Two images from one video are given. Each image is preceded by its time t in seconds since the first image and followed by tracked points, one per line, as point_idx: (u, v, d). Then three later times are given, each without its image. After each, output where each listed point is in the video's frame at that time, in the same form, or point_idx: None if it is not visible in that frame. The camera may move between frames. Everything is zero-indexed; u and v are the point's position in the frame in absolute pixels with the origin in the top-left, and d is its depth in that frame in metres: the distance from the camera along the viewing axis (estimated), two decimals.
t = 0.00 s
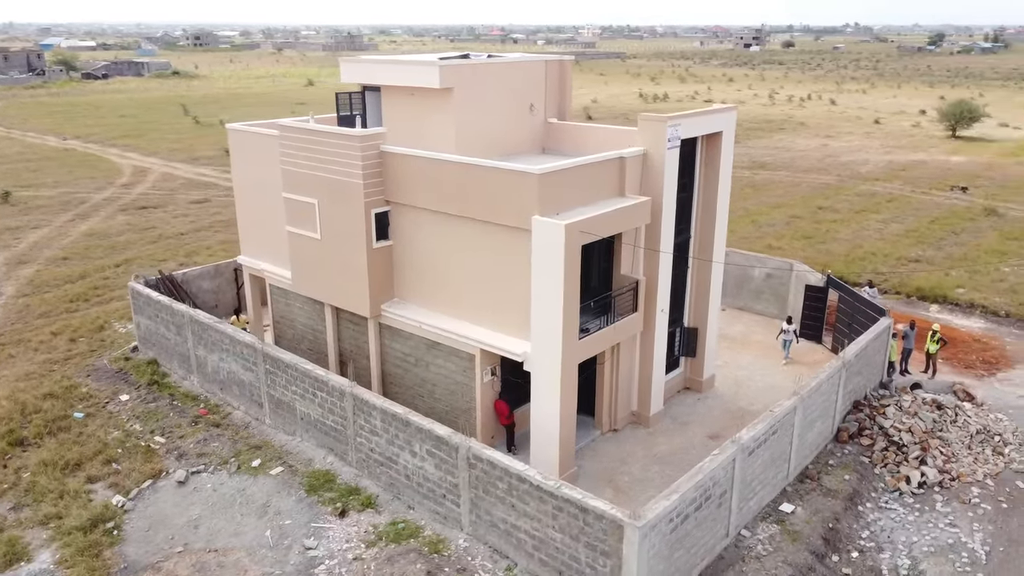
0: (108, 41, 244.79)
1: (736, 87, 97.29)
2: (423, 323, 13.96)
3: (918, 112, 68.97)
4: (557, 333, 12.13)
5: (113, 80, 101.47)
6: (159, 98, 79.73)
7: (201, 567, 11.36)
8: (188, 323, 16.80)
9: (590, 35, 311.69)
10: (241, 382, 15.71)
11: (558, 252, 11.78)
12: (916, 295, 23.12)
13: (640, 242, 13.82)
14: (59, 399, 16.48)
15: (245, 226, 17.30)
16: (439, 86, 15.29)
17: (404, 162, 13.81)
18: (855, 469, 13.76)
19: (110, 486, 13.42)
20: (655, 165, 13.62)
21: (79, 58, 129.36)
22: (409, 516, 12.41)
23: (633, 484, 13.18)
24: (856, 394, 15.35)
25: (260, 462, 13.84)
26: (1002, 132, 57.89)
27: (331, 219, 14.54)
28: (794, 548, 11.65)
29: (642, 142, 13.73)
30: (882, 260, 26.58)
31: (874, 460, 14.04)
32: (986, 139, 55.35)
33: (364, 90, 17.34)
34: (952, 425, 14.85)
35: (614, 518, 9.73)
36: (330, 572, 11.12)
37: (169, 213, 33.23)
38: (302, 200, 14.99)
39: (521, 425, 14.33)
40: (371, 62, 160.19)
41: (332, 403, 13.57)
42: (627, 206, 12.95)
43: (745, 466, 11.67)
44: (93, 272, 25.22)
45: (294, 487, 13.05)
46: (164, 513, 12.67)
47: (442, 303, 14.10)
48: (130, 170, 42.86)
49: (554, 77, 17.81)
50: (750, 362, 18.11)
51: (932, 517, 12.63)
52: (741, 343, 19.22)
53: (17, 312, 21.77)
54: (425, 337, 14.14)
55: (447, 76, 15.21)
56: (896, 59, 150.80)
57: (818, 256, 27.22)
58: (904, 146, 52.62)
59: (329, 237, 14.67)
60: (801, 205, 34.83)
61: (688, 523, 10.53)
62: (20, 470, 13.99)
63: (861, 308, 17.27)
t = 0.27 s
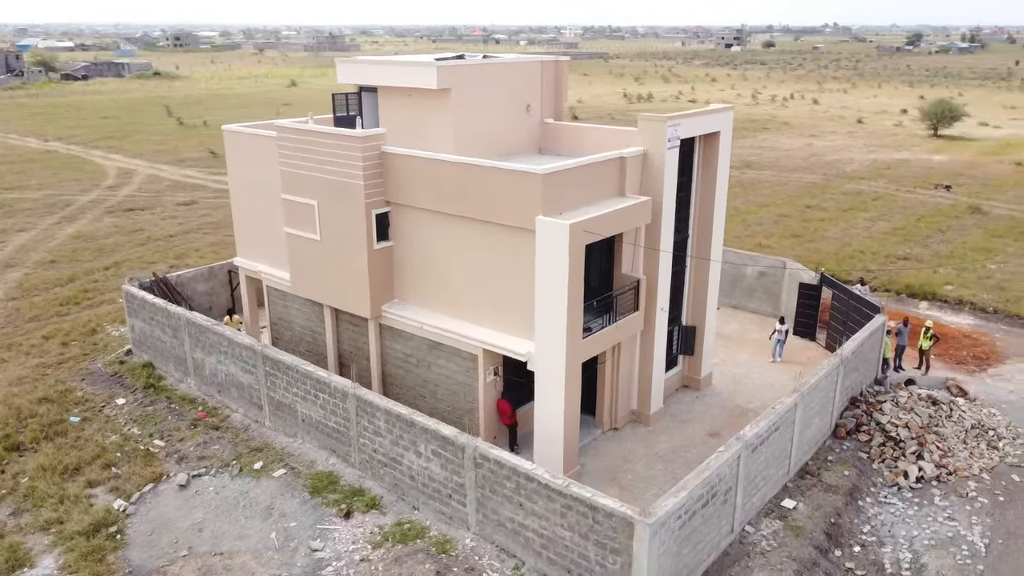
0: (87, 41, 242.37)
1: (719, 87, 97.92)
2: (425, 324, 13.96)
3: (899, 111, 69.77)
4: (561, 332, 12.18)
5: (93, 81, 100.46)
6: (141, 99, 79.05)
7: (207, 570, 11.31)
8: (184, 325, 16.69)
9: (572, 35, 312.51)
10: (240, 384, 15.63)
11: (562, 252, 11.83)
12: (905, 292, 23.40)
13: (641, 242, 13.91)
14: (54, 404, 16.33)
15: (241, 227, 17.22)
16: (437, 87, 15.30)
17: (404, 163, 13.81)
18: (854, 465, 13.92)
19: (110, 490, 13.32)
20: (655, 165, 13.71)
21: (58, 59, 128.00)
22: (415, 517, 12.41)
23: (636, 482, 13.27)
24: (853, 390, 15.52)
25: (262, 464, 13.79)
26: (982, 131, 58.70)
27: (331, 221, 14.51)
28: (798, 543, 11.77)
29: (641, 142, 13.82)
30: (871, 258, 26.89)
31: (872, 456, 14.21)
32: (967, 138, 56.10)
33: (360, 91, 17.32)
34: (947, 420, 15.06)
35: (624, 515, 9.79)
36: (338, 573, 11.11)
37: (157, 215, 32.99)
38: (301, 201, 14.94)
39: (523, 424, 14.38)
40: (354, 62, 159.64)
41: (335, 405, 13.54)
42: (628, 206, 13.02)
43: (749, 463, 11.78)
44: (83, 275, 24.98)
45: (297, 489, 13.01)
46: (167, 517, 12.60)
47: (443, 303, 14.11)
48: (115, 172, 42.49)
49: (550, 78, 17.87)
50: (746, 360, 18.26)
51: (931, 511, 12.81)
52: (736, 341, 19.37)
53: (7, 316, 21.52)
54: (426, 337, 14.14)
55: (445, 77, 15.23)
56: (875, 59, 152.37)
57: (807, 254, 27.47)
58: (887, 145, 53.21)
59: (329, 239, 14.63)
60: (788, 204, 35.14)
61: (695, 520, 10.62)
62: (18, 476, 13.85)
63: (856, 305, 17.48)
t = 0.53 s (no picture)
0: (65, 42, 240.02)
1: (702, 87, 98.46)
2: (426, 324, 13.96)
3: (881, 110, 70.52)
4: (565, 331, 12.23)
5: (72, 82, 99.28)
6: (122, 101, 78.27)
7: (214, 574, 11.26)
8: (181, 328, 16.59)
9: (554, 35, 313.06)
10: (239, 387, 15.56)
11: (566, 252, 11.88)
12: (895, 289, 23.69)
13: (641, 241, 14.00)
14: (49, 408, 16.16)
15: (237, 229, 17.12)
16: (436, 87, 15.32)
17: (405, 164, 13.81)
18: (853, 460, 14.08)
19: (111, 495, 13.22)
20: (655, 165, 13.80)
21: (35, 61, 126.65)
22: (420, 518, 12.41)
23: (640, 480, 13.35)
24: (849, 386, 15.69)
25: (264, 467, 13.74)
26: (962, 130, 59.48)
27: (330, 222, 14.47)
28: (802, 538, 11.89)
29: (641, 142, 13.91)
30: (859, 256, 27.18)
31: (870, 451, 14.38)
32: (948, 137, 56.81)
33: (357, 92, 17.30)
34: (942, 415, 15.26)
35: (634, 512, 9.86)
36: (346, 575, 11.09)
37: (144, 218, 32.69)
38: (300, 202, 14.89)
39: (525, 424, 14.40)
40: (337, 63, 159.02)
41: (337, 406, 13.52)
42: (630, 205, 13.09)
43: (753, 459, 11.89)
44: (72, 278, 24.71)
45: (301, 491, 12.97)
46: (170, 521, 12.53)
47: (444, 303, 14.12)
48: (99, 174, 42.06)
49: (546, 78, 17.92)
50: (742, 357, 18.40)
51: (930, 505, 12.98)
52: (731, 339, 19.52)
53: None
54: (427, 338, 14.14)
55: (444, 78, 15.25)
56: (855, 59, 153.89)
57: (797, 253, 27.72)
58: (870, 144, 53.76)
59: (329, 240, 14.60)
60: (776, 203, 35.42)
61: (703, 516, 10.71)
62: (16, 481, 13.71)
63: (850, 302, 17.67)
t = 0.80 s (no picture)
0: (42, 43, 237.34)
1: (685, 87, 98.96)
2: (429, 324, 13.97)
3: (862, 110, 71.27)
4: (571, 330, 12.29)
5: (50, 84, 98.12)
6: (103, 102, 77.50)
7: None
8: (179, 330, 16.48)
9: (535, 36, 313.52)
10: (239, 389, 15.49)
11: (572, 251, 11.94)
12: (885, 286, 23.98)
13: (643, 239, 14.09)
14: (46, 413, 16.01)
15: (234, 230, 17.03)
16: (435, 88, 15.35)
17: (407, 164, 13.81)
18: (852, 455, 14.25)
19: (113, 499, 13.12)
20: (657, 164, 13.89)
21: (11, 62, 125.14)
22: (427, 518, 12.43)
23: (644, 477, 13.43)
24: (846, 383, 15.87)
25: (267, 469, 13.69)
26: (943, 129, 60.27)
27: (331, 223, 14.44)
28: (807, 532, 12.02)
29: (642, 142, 14.00)
30: (848, 254, 27.48)
31: (868, 446, 14.56)
32: (929, 135, 57.52)
33: (354, 92, 17.29)
34: (938, 410, 15.48)
35: (646, 509, 9.93)
36: None
37: (132, 220, 32.40)
38: (300, 204, 14.85)
39: (528, 423, 14.44)
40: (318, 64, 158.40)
41: (341, 407, 13.50)
42: (633, 205, 13.17)
43: (758, 455, 12.01)
44: (61, 281, 24.45)
45: (307, 493, 12.94)
46: (175, 524, 12.46)
47: (447, 303, 14.13)
48: (83, 177, 41.62)
49: (543, 78, 17.98)
50: (738, 355, 18.56)
51: (930, 498, 13.17)
52: (726, 336, 19.67)
53: None
54: (430, 338, 14.15)
55: (444, 78, 15.28)
56: (834, 59, 155.39)
57: (787, 251, 27.99)
58: (853, 143, 54.32)
59: (330, 241, 14.56)
60: (764, 202, 35.72)
61: (711, 512, 10.81)
62: (15, 487, 13.57)
63: (845, 299, 17.88)
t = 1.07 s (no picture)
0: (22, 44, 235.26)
1: (670, 87, 99.39)
2: (435, 324, 13.98)
3: (847, 109, 71.91)
4: (580, 329, 12.34)
5: (32, 85, 97.12)
6: (86, 103, 76.76)
7: None
8: (180, 333, 16.39)
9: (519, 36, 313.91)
10: (243, 391, 15.43)
11: (582, 250, 11.99)
12: (878, 283, 24.23)
13: (647, 239, 14.18)
14: (46, 417, 15.88)
15: (235, 232, 16.95)
16: (437, 88, 15.35)
17: (412, 165, 13.82)
18: (855, 451, 14.40)
19: (120, 503, 13.04)
20: (661, 164, 13.98)
21: None
22: (437, 517, 12.44)
23: (651, 475, 13.51)
24: (847, 379, 16.04)
25: (274, 471, 13.65)
26: (927, 127, 60.96)
27: (336, 224, 14.42)
28: (815, 528, 12.15)
29: (647, 141, 14.08)
30: (840, 252, 27.74)
31: (871, 441, 14.72)
32: (913, 134, 58.17)
33: (354, 93, 17.24)
34: (938, 405, 15.67)
35: (661, 506, 10.00)
36: None
37: (122, 223, 32.15)
38: (304, 205, 14.81)
39: (535, 422, 14.50)
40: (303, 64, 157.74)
41: (349, 408, 13.49)
42: (639, 204, 13.24)
43: (766, 451, 12.12)
44: (54, 284, 24.23)
45: (316, 494, 12.92)
46: (184, 527, 12.40)
47: (452, 303, 14.15)
48: (71, 179, 41.24)
49: (542, 78, 18.01)
50: (738, 352, 18.70)
51: (933, 492, 13.35)
52: (725, 334, 19.82)
53: None
54: (436, 338, 14.16)
55: (446, 79, 15.29)
56: (816, 59, 156.70)
57: (780, 250, 28.22)
58: (839, 142, 54.80)
59: (335, 242, 14.54)
60: (755, 200, 35.97)
61: (723, 508, 10.90)
62: (19, 492, 13.45)
63: (843, 297, 18.05)
